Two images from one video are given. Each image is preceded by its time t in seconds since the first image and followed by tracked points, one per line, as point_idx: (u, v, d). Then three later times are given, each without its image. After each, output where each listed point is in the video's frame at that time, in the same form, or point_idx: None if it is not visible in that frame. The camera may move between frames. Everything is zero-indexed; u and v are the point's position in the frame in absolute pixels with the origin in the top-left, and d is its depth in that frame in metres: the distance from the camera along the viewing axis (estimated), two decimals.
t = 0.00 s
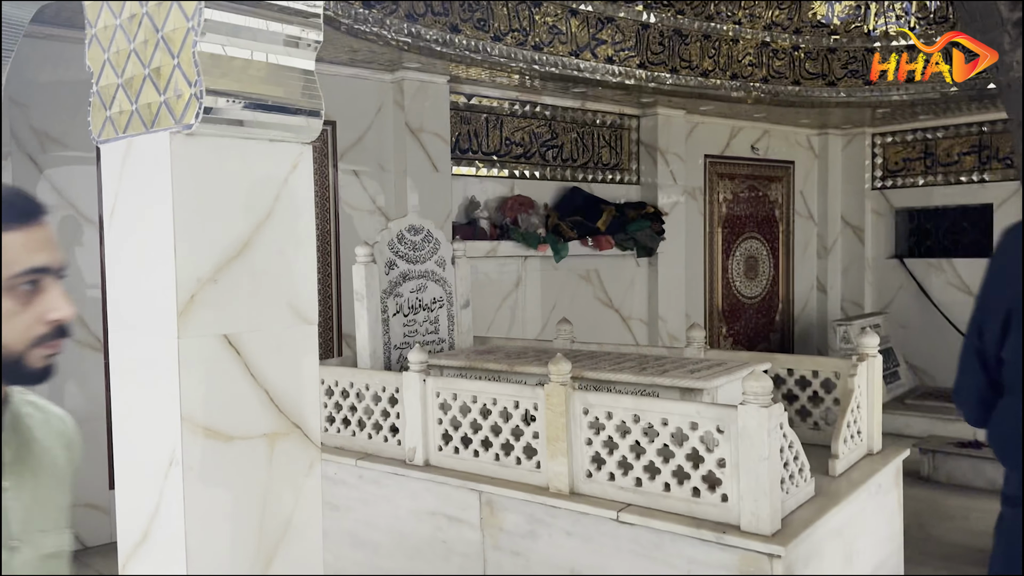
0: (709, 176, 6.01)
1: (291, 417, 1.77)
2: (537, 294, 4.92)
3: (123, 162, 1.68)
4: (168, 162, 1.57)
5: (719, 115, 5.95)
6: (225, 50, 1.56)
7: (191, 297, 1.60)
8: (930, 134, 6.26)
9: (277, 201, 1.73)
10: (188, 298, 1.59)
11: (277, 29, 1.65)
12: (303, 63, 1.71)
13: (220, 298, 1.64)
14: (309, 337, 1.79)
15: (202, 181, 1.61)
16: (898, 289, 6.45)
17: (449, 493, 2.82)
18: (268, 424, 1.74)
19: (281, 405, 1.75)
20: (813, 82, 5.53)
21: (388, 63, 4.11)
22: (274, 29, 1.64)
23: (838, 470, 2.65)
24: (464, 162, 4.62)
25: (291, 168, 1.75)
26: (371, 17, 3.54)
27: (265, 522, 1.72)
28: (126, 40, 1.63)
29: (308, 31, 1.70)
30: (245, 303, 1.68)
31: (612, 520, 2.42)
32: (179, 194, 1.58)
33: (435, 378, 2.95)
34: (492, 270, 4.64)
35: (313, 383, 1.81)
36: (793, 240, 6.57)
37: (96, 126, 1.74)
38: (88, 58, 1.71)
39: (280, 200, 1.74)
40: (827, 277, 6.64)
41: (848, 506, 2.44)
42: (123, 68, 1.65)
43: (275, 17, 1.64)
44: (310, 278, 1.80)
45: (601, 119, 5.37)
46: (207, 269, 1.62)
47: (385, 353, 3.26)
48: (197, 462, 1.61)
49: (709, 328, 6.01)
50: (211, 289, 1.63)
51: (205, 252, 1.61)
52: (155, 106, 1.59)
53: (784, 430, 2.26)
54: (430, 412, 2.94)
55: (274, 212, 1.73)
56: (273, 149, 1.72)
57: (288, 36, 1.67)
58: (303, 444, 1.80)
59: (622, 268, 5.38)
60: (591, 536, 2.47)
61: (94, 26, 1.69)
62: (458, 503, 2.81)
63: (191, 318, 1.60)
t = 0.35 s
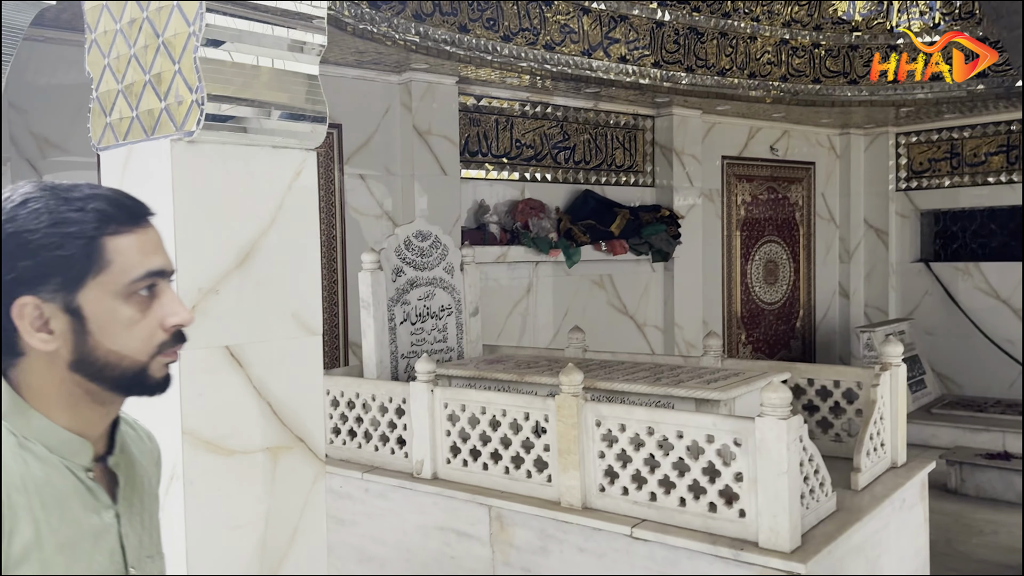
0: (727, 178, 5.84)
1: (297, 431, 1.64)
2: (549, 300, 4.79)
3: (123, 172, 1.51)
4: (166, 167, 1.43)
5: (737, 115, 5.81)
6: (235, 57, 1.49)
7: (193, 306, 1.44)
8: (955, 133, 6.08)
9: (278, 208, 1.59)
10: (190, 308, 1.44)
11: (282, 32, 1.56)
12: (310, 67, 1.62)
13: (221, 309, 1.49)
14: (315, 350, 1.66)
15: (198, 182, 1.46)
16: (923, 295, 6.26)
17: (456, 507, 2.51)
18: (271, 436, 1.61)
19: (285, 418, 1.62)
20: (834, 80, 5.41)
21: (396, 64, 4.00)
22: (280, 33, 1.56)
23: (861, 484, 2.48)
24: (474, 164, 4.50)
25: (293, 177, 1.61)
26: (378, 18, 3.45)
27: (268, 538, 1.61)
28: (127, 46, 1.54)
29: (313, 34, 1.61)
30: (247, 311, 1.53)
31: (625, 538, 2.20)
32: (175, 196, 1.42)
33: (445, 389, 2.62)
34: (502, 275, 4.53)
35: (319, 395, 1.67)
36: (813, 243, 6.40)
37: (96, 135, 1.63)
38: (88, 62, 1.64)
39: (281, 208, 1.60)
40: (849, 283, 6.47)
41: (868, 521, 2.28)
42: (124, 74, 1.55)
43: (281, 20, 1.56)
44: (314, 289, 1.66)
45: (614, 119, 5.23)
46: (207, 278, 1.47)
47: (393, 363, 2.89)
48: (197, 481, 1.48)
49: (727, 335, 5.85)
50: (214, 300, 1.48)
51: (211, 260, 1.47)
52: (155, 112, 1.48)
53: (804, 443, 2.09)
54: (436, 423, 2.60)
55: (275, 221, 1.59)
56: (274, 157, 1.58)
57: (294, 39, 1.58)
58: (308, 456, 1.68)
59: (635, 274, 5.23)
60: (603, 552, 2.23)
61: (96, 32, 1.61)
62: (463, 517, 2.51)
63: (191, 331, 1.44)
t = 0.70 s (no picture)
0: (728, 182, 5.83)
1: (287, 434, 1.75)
2: (550, 303, 4.78)
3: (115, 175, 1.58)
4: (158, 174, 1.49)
5: (739, 118, 5.79)
6: (232, 64, 1.56)
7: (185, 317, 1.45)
8: (958, 136, 6.06)
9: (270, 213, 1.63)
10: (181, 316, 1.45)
11: (277, 40, 1.63)
12: (302, 73, 1.68)
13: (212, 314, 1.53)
14: (304, 353, 1.73)
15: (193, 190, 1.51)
16: (927, 299, 6.23)
17: (453, 512, 2.50)
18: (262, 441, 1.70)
19: (275, 422, 1.71)
20: (836, 83, 5.41)
21: (394, 68, 3.99)
22: (275, 40, 1.62)
23: (858, 489, 2.46)
24: (474, 168, 4.50)
25: (284, 183, 1.65)
26: (377, 22, 3.45)
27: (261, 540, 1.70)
28: (118, 51, 1.54)
29: (307, 41, 1.67)
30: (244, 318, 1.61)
31: (620, 544, 2.19)
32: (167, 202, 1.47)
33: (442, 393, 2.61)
34: (503, 278, 4.52)
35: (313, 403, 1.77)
36: (816, 246, 6.38)
37: (86, 140, 1.63)
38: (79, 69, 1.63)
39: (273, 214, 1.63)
40: (851, 286, 6.45)
41: (864, 528, 2.25)
42: (116, 80, 1.56)
43: (276, 28, 1.62)
44: (304, 293, 1.71)
45: (615, 122, 5.23)
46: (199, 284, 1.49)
47: (389, 370, 2.88)
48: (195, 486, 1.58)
49: (729, 339, 5.83)
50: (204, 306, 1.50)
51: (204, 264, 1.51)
52: (146, 118, 1.52)
53: (800, 449, 2.08)
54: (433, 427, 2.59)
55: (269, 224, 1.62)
56: (265, 162, 1.63)
57: (288, 46, 1.64)
58: (299, 461, 1.78)
59: (637, 277, 5.22)
60: (598, 557, 2.22)
61: (87, 38, 1.59)
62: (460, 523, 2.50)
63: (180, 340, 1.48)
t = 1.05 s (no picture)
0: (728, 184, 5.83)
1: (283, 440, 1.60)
2: (550, 305, 4.78)
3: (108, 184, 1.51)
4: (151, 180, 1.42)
5: (739, 120, 5.79)
6: (226, 70, 1.46)
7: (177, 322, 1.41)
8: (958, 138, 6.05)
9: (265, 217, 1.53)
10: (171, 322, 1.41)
11: (277, 46, 1.52)
12: (301, 80, 1.57)
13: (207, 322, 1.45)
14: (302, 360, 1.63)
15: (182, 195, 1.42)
16: (927, 301, 6.22)
17: (450, 516, 2.50)
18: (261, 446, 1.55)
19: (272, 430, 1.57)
20: (835, 85, 5.39)
21: (393, 71, 3.99)
22: (274, 45, 1.51)
23: (854, 493, 2.46)
24: (473, 170, 4.50)
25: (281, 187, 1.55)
26: (374, 25, 3.46)
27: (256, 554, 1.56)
28: (114, 57, 1.51)
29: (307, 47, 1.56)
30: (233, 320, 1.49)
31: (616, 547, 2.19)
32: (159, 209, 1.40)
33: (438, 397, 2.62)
34: (502, 281, 4.51)
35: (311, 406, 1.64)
36: (816, 249, 6.38)
37: (83, 144, 1.60)
38: (77, 76, 1.59)
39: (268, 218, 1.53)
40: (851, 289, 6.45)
41: (860, 532, 2.25)
42: (111, 85, 1.52)
43: (276, 33, 1.51)
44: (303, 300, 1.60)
45: (614, 124, 5.23)
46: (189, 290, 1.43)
47: (386, 374, 2.88)
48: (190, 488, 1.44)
49: (729, 342, 5.83)
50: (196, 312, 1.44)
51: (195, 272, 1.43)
52: (143, 123, 1.47)
53: (795, 453, 2.08)
54: (430, 431, 2.59)
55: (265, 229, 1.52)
56: (258, 166, 1.53)
57: (286, 52, 1.53)
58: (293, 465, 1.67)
59: (636, 279, 5.22)
60: (594, 561, 2.22)
61: (84, 43, 1.56)
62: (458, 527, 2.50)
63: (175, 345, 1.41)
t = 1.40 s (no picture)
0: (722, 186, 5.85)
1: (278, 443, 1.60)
2: (544, 306, 4.79)
3: (101, 182, 1.52)
4: (145, 179, 1.41)
5: (732, 121, 5.80)
6: (223, 70, 1.45)
7: (171, 318, 1.43)
8: (951, 140, 6.09)
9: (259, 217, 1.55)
10: (165, 319, 1.42)
11: (270, 45, 1.52)
12: (295, 80, 1.57)
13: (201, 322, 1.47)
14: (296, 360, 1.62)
15: (176, 194, 1.43)
16: (919, 302, 6.25)
17: (443, 517, 2.50)
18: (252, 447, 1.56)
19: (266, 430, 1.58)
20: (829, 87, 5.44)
21: (387, 71, 3.99)
22: (267, 45, 1.51)
23: (846, 494, 2.47)
24: (467, 171, 4.50)
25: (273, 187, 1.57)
26: (369, 25, 3.45)
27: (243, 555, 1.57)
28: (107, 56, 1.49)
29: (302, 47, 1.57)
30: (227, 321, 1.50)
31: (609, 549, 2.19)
32: (155, 208, 1.41)
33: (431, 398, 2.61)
34: (495, 281, 4.51)
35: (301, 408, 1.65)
36: (809, 250, 6.39)
37: (77, 143, 1.59)
38: (70, 73, 1.59)
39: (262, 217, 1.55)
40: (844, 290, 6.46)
41: (852, 534, 2.26)
42: (104, 84, 1.51)
43: (270, 33, 1.52)
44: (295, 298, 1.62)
45: (608, 125, 5.24)
46: (186, 288, 1.45)
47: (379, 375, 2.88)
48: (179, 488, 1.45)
49: (722, 343, 5.85)
50: (191, 310, 1.46)
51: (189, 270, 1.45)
52: (135, 123, 1.45)
53: (788, 454, 2.08)
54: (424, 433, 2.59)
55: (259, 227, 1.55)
56: (253, 166, 1.54)
57: (281, 51, 1.54)
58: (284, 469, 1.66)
59: (630, 280, 5.22)
60: (587, 562, 2.22)
61: (77, 42, 1.56)
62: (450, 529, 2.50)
63: (169, 342, 1.43)
